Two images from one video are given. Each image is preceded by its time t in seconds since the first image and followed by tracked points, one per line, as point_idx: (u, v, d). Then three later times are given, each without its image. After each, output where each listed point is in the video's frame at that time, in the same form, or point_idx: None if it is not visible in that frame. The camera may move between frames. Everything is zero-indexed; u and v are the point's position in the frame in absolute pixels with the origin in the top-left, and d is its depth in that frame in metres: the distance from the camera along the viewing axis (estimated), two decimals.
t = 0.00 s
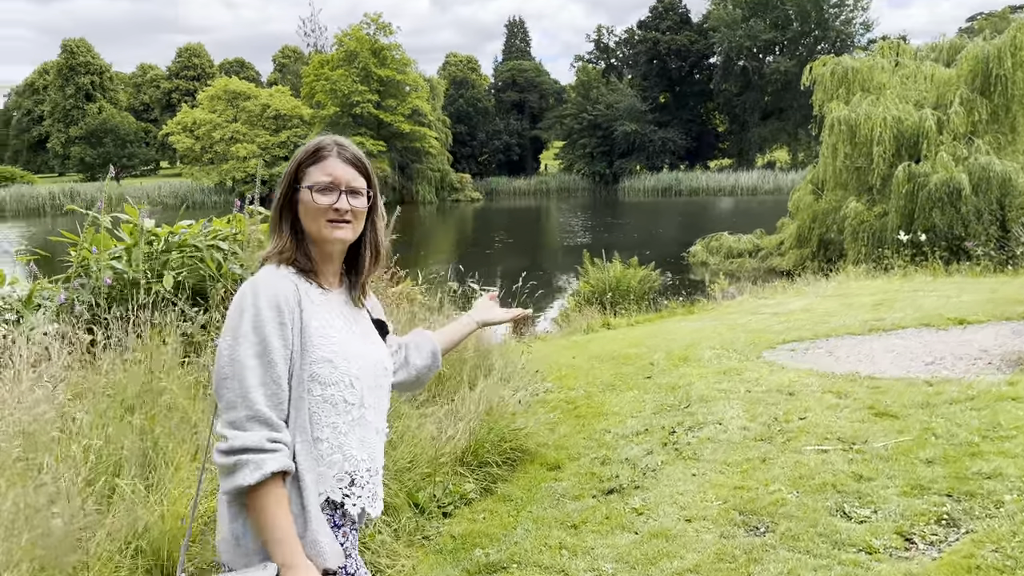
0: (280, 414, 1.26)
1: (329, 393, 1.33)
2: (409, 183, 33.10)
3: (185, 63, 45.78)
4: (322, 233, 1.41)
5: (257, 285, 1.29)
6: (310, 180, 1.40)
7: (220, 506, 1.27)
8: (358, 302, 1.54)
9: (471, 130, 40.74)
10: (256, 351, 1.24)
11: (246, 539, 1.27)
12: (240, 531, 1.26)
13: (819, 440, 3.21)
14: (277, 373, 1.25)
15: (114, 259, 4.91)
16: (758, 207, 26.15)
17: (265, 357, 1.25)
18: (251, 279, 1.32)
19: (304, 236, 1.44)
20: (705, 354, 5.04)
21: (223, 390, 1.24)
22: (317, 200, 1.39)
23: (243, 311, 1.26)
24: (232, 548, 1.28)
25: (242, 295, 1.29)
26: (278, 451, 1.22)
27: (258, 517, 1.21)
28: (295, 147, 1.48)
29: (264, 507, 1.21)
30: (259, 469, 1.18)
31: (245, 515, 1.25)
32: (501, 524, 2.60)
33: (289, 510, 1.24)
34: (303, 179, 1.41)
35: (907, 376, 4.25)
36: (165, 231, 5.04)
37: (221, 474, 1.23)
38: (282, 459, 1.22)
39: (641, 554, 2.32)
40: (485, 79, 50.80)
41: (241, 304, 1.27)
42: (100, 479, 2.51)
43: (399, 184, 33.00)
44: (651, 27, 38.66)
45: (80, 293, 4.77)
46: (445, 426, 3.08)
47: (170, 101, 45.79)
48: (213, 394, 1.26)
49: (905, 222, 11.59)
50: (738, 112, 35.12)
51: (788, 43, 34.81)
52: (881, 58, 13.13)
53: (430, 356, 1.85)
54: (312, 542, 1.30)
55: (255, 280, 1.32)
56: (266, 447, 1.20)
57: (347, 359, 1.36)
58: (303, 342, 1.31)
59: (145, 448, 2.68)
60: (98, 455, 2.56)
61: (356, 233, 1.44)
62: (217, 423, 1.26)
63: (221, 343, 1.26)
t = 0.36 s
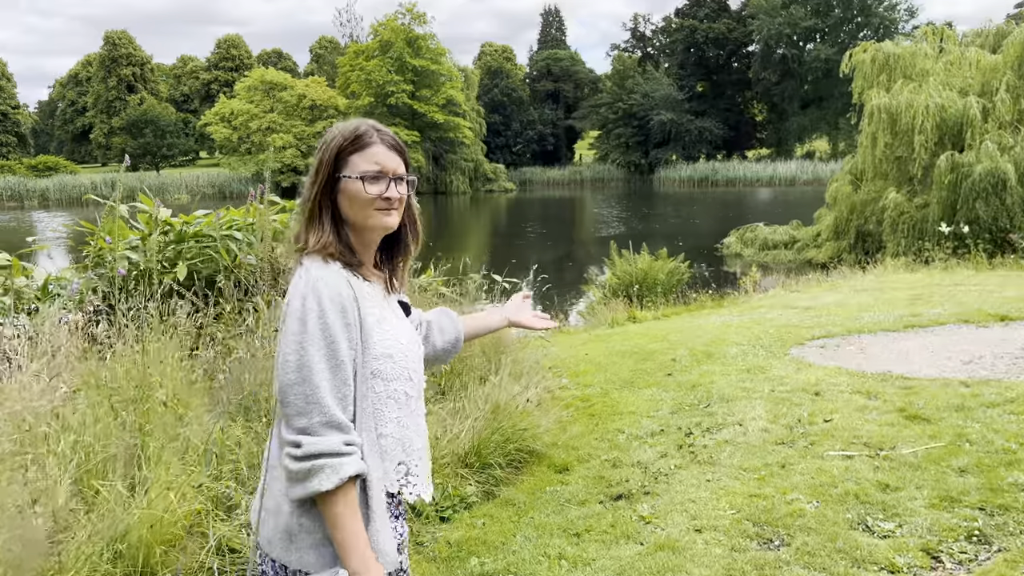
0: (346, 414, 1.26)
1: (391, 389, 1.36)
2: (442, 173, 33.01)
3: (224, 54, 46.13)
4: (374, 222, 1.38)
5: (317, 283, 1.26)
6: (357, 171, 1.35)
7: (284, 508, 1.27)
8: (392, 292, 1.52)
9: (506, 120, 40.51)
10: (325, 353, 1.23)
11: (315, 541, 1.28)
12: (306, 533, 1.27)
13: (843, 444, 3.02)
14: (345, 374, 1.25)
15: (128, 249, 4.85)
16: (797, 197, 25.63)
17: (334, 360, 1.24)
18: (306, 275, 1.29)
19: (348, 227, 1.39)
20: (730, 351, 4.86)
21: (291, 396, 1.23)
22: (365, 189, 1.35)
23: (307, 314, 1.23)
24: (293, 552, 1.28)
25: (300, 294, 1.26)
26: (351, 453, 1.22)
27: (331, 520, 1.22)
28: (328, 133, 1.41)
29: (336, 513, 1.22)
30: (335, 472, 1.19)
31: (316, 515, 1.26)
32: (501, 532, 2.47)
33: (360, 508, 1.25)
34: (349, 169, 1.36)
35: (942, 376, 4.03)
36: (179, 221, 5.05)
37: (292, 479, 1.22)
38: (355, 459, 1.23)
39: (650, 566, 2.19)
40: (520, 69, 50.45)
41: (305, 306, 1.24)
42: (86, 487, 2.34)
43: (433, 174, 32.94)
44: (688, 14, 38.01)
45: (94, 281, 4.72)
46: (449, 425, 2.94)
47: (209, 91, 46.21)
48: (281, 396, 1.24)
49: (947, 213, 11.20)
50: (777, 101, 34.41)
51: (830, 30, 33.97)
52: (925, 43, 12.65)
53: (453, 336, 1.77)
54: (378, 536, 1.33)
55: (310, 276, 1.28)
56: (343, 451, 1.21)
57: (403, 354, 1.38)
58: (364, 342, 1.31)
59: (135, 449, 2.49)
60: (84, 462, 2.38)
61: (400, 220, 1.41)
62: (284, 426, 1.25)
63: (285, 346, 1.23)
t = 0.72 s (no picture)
0: (392, 422, 1.16)
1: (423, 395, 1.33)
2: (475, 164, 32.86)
3: (261, 46, 46.48)
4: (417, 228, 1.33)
5: (358, 287, 1.18)
6: (404, 173, 1.30)
7: (321, 531, 1.17)
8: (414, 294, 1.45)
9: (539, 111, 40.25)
10: (373, 361, 1.14)
11: (367, 556, 1.17)
12: (354, 548, 1.17)
13: (869, 463, 2.84)
14: (391, 378, 1.16)
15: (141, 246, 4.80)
16: (835, 189, 25.06)
17: (379, 366, 1.15)
18: (344, 277, 1.20)
19: (384, 231, 1.31)
20: (754, 355, 4.67)
21: (338, 407, 1.13)
22: (412, 194, 1.29)
23: (353, 321, 1.14)
24: (339, 566, 1.18)
25: (341, 299, 1.16)
26: (402, 461, 1.14)
27: (382, 530, 1.14)
28: (360, 131, 1.32)
29: (391, 521, 1.13)
30: (390, 484, 1.11)
31: (369, 527, 1.17)
32: (497, 555, 2.34)
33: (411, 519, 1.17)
34: (393, 172, 1.29)
35: (981, 387, 3.78)
36: (192, 218, 4.93)
37: (342, 494, 1.12)
38: (407, 466, 1.16)
39: None
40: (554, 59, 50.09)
41: (351, 311, 1.15)
42: (63, 506, 2.19)
43: (466, 166, 32.82)
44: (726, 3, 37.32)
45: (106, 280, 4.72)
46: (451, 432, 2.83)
47: (246, 83, 46.57)
48: (323, 410, 1.13)
49: (991, 208, 10.78)
50: (817, 91, 33.67)
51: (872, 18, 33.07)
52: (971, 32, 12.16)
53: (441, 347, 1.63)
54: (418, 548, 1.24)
55: (348, 280, 1.19)
56: (394, 460, 1.12)
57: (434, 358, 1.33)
58: (402, 343, 1.24)
59: (119, 463, 2.33)
60: (61, 481, 2.24)
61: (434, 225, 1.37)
62: (324, 442, 1.14)
63: (329, 355, 1.14)
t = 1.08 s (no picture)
0: (389, 417, 1.15)
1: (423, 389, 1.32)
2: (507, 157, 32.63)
3: (296, 38, 46.70)
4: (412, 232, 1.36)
5: (352, 284, 1.17)
6: (404, 179, 1.32)
7: (322, 528, 1.17)
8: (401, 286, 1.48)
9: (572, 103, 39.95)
10: (368, 356, 1.14)
11: (361, 556, 1.17)
12: (349, 548, 1.17)
13: (887, 478, 2.67)
14: (388, 374, 1.15)
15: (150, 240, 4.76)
16: (873, 181, 24.55)
17: (374, 362, 1.14)
18: (341, 279, 1.19)
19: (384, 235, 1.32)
20: (774, 357, 4.50)
21: (332, 404, 1.12)
22: (407, 197, 1.32)
23: (345, 318, 1.14)
24: (335, 565, 1.18)
25: (336, 299, 1.16)
26: (400, 456, 1.13)
27: (379, 524, 1.13)
28: (359, 135, 1.29)
29: (388, 514, 1.13)
30: (386, 476, 1.10)
31: (367, 522, 1.16)
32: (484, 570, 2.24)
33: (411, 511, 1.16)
34: (397, 178, 1.31)
35: (1012, 394, 3.59)
36: (200, 211, 4.79)
37: (340, 490, 1.12)
38: (405, 462, 1.15)
39: None
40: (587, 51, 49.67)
41: (345, 310, 1.15)
42: (34, 513, 2.03)
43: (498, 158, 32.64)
44: None
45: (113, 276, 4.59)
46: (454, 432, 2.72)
47: (281, 76, 46.85)
48: (319, 406, 1.13)
49: None
50: (855, 82, 32.93)
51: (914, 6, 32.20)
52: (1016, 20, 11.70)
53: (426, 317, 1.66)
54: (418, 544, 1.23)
55: (344, 281, 1.19)
56: (391, 454, 1.11)
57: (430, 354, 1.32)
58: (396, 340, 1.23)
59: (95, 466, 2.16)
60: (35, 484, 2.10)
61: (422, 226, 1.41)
62: (323, 438, 1.14)
63: (323, 353, 1.13)
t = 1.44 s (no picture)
0: (384, 406, 1.13)
1: (420, 377, 1.29)
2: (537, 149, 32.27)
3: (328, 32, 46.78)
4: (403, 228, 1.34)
5: (345, 277, 1.15)
6: (394, 175, 1.29)
7: (322, 523, 1.15)
8: (401, 280, 1.47)
9: (603, 96, 39.58)
10: (361, 346, 1.12)
11: (367, 548, 1.15)
12: (352, 539, 1.15)
13: (902, 493, 2.53)
14: (382, 365, 1.12)
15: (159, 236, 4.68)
16: (910, 175, 24.00)
17: (368, 351, 1.12)
18: (334, 271, 1.18)
19: (375, 232, 1.30)
20: (792, 359, 4.35)
21: (326, 396, 1.10)
22: (397, 192, 1.29)
23: (338, 310, 1.12)
24: (342, 560, 1.16)
25: (329, 292, 1.14)
26: (394, 446, 1.11)
27: (379, 512, 1.11)
28: (350, 129, 1.28)
29: (386, 504, 1.10)
30: (381, 467, 1.08)
31: (367, 513, 1.15)
32: None
33: (410, 503, 1.14)
34: (387, 173, 1.29)
35: None
36: (211, 206, 4.66)
37: (335, 482, 1.10)
38: (403, 450, 1.12)
39: None
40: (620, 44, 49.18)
41: (337, 301, 1.13)
42: None
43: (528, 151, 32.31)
44: None
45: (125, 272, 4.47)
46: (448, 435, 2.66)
47: (313, 69, 46.98)
48: (312, 398, 1.11)
49: None
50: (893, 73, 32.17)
51: None
52: None
53: (440, 313, 1.63)
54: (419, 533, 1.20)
55: (337, 273, 1.17)
56: (385, 444, 1.09)
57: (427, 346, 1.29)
58: (392, 330, 1.20)
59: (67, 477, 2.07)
60: (11, 488, 2.04)
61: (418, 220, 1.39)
62: (318, 431, 1.11)
63: (316, 345, 1.11)
